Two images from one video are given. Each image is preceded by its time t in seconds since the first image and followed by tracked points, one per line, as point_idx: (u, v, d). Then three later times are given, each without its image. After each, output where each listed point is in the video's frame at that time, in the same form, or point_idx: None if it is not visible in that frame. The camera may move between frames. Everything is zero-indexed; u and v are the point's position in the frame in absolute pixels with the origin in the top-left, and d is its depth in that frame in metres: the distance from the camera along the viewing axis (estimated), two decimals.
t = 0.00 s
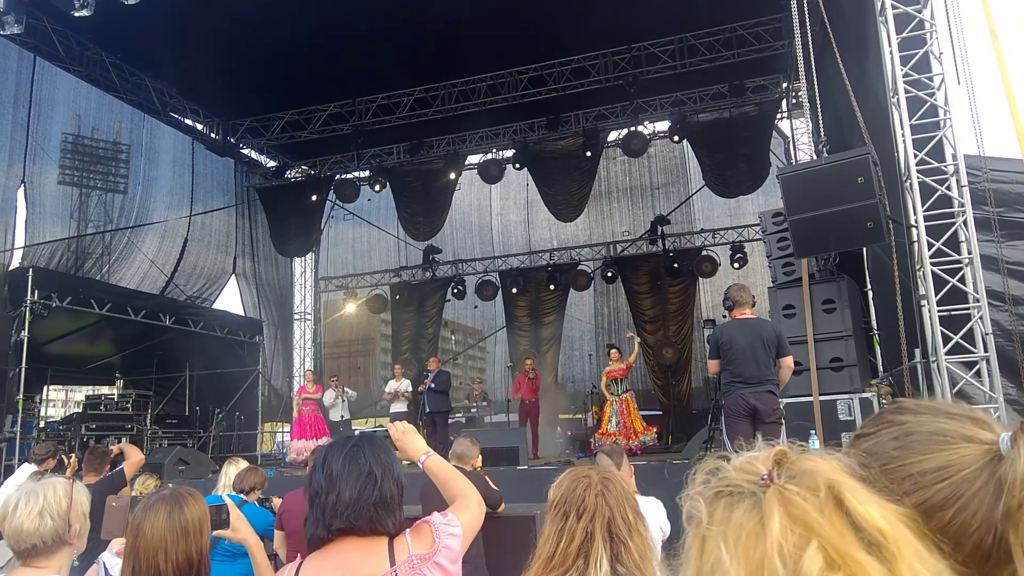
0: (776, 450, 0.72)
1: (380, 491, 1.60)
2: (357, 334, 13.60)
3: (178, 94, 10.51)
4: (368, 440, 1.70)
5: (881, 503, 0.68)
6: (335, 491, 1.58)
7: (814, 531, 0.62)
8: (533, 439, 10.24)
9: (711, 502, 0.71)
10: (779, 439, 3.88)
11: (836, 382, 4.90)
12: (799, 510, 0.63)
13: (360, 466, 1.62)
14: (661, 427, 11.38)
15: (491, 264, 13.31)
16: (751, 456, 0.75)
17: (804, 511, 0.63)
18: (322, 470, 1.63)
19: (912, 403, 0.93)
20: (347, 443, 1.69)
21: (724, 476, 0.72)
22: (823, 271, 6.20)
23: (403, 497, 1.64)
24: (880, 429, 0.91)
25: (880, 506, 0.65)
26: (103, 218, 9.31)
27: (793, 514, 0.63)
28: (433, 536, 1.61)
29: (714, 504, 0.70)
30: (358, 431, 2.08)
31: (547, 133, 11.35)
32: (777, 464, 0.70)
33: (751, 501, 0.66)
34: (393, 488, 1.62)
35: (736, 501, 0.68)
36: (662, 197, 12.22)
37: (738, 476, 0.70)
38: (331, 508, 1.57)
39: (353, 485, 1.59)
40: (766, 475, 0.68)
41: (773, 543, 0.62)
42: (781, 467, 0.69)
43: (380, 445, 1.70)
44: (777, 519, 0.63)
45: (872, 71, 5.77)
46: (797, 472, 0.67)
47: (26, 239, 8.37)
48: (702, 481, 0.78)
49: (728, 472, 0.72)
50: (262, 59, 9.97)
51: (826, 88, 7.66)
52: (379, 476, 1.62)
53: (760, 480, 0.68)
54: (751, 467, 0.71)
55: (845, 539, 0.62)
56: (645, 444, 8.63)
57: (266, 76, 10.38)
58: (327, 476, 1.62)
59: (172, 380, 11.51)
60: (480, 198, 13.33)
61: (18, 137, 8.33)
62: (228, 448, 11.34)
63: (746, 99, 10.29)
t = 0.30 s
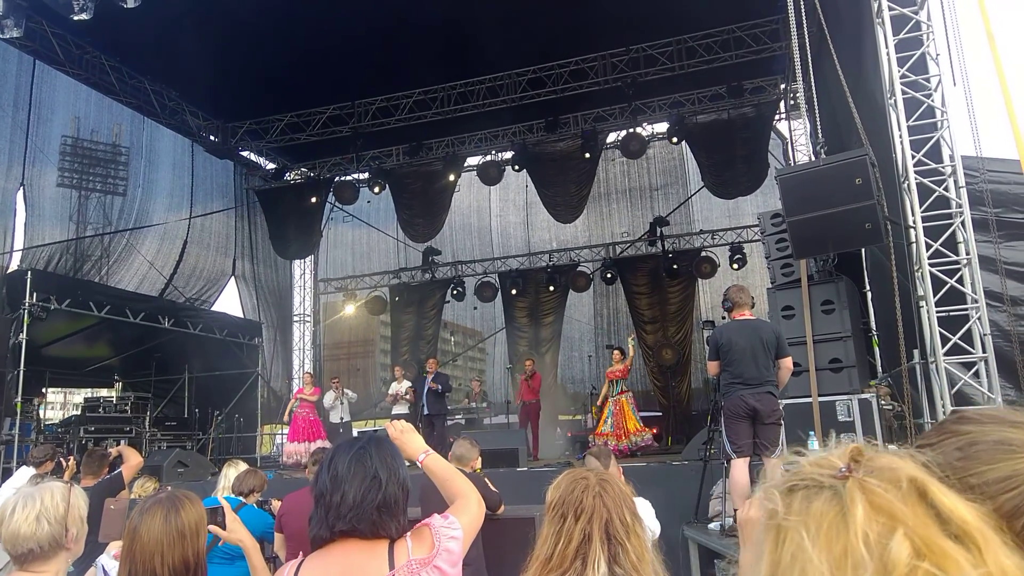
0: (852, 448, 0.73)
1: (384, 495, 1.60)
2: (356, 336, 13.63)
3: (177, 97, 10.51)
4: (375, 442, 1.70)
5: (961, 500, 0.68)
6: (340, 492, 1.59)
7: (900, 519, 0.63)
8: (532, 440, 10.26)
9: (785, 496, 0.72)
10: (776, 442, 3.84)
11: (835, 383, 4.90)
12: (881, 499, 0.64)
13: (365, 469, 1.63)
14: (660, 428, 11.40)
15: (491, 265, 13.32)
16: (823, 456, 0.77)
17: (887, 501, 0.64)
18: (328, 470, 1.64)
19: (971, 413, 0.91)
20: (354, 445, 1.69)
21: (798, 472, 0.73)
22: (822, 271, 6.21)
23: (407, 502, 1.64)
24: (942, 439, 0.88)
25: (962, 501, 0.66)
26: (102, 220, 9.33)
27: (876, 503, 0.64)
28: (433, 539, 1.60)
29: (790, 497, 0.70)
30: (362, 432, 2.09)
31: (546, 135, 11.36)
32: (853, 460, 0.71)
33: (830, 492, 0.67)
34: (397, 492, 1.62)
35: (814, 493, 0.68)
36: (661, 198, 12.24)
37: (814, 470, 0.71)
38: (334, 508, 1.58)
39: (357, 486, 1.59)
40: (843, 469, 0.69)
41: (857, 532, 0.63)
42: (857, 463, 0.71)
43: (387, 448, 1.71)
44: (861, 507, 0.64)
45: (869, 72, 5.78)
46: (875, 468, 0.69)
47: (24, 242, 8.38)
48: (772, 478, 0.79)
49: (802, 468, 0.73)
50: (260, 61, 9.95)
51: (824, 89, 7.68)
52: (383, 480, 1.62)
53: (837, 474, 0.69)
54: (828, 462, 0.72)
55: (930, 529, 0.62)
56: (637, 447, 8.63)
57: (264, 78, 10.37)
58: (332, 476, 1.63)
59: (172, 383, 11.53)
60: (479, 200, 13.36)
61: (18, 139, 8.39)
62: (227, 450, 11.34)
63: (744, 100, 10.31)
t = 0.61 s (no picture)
0: (921, 451, 0.73)
1: (378, 503, 1.58)
2: (355, 338, 13.62)
3: (175, 98, 10.49)
4: (370, 449, 1.69)
5: None
6: (333, 500, 1.58)
7: (978, 523, 0.63)
8: (531, 443, 10.26)
9: (852, 499, 0.71)
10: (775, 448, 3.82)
11: (833, 386, 4.89)
12: (958, 501, 0.64)
13: (359, 476, 1.62)
14: (659, 431, 11.40)
15: (490, 268, 13.32)
16: (888, 459, 0.76)
17: (964, 505, 0.64)
18: (324, 476, 1.63)
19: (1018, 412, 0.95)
20: (350, 451, 1.69)
21: (862, 474, 0.72)
22: (819, 274, 6.21)
23: (401, 510, 1.62)
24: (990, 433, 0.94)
25: None
26: (100, 221, 9.31)
27: (954, 506, 0.64)
28: (423, 551, 1.57)
29: (856, 500, 0.70)
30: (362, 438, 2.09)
31: (544, 137, 11.36)
32: (923, 463, 0.71)
33: (901, 495, 0.67)
34: (390, 500, 1.60)
35: (884, 496, 0.68)
36: (660, 201, 12.25)
37: (883, 474, 0.70)
38: (328, 516, 1.57)
39: (351, 494, 1.59)
40: (915, 472, 0.69)
41: (934, 536, 0.63)
42: (926, 465, 0.71)
43: (382, 456, 1.69)
44: (937, 510, 0.64)
45: (865, 76, 5.79)
46: (946, 472, 0.68)
47: (20, 243, 8.34)
48: (834, 478, 0.79)
49: (866, 471, 0.73)
50: (259, 63, 9.96)
51: (821, 92, 7.69)
52: (377, 488, 1.60)
53: (907, 478, 0.68)
54: (896, 465, 0.72)
55: (1010, 533, 0.63)
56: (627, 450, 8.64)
57: (263, 82, 10.37)
58: (327, 484, 1.62)
59: (169, 385, 11.51)
60: (478, 202, 13.37)
61: (14, 141, 8.36)
62: (226, 453, 11.32)
63: (742, 103, 10.33)
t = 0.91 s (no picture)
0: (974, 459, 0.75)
1: (373, 500, 1.60)
2: (355, 342, 13.62)
3: (176, 103, 10.52)
4: (364, 448, 1.71)
5: None
6: (331, 499, 1.59)
7: None
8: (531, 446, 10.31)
9: (908, 506, 0.72)
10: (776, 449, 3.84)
11: (833, 389, 4.90)
12: None
13: (355, 475, 1.64)
14: (659, 433, 11.41)
15: (490, 271, 13.34)
16: (938, 464, 0.79)
17: None
18: (320, 476, 1.65)
19: None
20: (345, 450, 1.70)
21: (917, 480, 0.74)
22: (819, 276, 6.23)
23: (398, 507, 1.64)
24: None
25: None
26: (101, 227, 9.32)
27: None
28: (419, 548, 1.58)
29: (914, 507, 0.71)
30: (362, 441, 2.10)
31: (543, 141, 11.37)
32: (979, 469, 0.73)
33: (967, 503, 0.68)
34: (387, 497, 1.63)
35: (947, 504, 0.69)
36: (659, 204, 12.28)
37: (944, 481, 0.71)
38: (326, 515, 1.58)
39: (347, 493, 1.60)
40: (976, 478, 0.71)
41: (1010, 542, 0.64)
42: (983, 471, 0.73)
43: (377, 454, 1.71)
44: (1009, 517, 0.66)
45: (866, 78, 5.81)
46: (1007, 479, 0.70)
47: (24, 248, 8.38)
48: (887, 484, 0.80)
49: (922, 476, 0.74)
50: (260, 67, 9.99)
51: (821, 94, 7.71)
52: (373, 485, 1.62)
53: (971, 485, 0.70)
54: (953, 471, 0.73)
55: None
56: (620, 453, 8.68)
57: (265, 86, 10.40)
58: (323, 483, 1.63)
59: (170, 390, 11.53)
60: (478, 206, 13.40)
61: (18, 146, 8.43)
62: (227, 457, 11.33)
63: (742, 105, 10.36)
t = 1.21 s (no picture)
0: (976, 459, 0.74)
1: (362, 503, 1.60)
2: (354, 343, 13.62)
3: (176, 103, 10.51)
4: (355, 451, 1.71)
5: None
6: (319, 501, 1.59)
7: None
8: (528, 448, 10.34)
9: (906, 505, 0.71)
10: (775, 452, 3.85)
11: (832, 394, 4.90)
12: None
13: (344, 477, 1.63)
14: (658, 437, 11.41)
15: (489, 274, 13.34)
16: (938, 465, 0.77)
17: None
18: (309, 478, 1.64)
19: None
20: (335, 453, 1.70)
21: (918, 480, 0.72)
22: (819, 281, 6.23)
23: (387, 510, 1.64)
24: None
25: None
26: (100, 226, 9.32)
27: None
28: (410, 548, 1.59)
29: (915, 507, 0.70)
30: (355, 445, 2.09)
31: (544, 143, 11.37)
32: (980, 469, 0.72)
33: (969, 503, 0.67)
34: (376, 500, 1.62)
35: (949, 504, 0.68)
36: (659, 207, 12.28)
37: (945, 480, 0.70)
38: (314, 517, 1.58)
39: (336, 495, 1.60)
40: (977, 478, 0.70)
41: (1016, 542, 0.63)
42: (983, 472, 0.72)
43: (367, 457, 1.71)
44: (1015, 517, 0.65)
45: (867, 84, 5.81)
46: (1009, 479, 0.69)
47: (22, 246, 8.39)
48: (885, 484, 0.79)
49: (922, 476, 0.73)
50: (260, 67, 9.99)
51: (822, 99, 7.72)
52: (362, 488, 1.62)
53: (973, 484, 0.69)
54: (954, 472, 0.72)
55: None
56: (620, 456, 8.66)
57: (266, 87, 10.41)
58: (312, 485, 1.63)
59: (169, 390, 11.53)
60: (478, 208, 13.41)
61: (19, 144, 8.43)
62: (225, 458, 11.31)
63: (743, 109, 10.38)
